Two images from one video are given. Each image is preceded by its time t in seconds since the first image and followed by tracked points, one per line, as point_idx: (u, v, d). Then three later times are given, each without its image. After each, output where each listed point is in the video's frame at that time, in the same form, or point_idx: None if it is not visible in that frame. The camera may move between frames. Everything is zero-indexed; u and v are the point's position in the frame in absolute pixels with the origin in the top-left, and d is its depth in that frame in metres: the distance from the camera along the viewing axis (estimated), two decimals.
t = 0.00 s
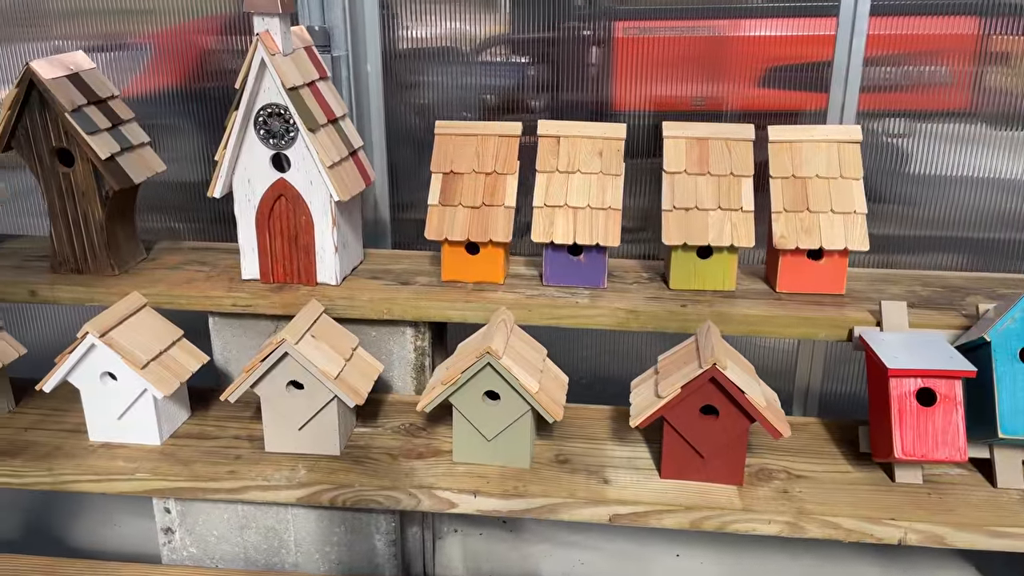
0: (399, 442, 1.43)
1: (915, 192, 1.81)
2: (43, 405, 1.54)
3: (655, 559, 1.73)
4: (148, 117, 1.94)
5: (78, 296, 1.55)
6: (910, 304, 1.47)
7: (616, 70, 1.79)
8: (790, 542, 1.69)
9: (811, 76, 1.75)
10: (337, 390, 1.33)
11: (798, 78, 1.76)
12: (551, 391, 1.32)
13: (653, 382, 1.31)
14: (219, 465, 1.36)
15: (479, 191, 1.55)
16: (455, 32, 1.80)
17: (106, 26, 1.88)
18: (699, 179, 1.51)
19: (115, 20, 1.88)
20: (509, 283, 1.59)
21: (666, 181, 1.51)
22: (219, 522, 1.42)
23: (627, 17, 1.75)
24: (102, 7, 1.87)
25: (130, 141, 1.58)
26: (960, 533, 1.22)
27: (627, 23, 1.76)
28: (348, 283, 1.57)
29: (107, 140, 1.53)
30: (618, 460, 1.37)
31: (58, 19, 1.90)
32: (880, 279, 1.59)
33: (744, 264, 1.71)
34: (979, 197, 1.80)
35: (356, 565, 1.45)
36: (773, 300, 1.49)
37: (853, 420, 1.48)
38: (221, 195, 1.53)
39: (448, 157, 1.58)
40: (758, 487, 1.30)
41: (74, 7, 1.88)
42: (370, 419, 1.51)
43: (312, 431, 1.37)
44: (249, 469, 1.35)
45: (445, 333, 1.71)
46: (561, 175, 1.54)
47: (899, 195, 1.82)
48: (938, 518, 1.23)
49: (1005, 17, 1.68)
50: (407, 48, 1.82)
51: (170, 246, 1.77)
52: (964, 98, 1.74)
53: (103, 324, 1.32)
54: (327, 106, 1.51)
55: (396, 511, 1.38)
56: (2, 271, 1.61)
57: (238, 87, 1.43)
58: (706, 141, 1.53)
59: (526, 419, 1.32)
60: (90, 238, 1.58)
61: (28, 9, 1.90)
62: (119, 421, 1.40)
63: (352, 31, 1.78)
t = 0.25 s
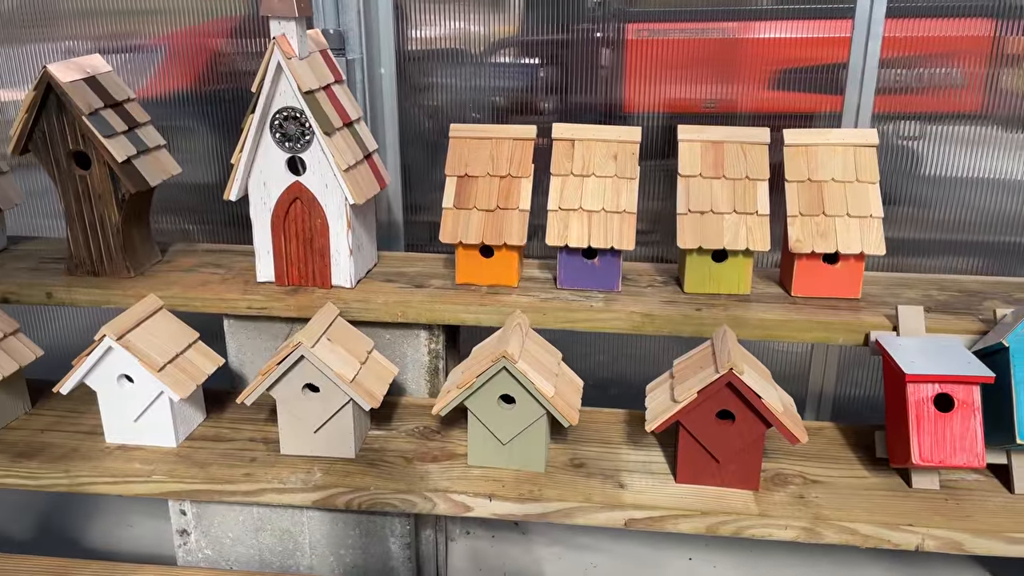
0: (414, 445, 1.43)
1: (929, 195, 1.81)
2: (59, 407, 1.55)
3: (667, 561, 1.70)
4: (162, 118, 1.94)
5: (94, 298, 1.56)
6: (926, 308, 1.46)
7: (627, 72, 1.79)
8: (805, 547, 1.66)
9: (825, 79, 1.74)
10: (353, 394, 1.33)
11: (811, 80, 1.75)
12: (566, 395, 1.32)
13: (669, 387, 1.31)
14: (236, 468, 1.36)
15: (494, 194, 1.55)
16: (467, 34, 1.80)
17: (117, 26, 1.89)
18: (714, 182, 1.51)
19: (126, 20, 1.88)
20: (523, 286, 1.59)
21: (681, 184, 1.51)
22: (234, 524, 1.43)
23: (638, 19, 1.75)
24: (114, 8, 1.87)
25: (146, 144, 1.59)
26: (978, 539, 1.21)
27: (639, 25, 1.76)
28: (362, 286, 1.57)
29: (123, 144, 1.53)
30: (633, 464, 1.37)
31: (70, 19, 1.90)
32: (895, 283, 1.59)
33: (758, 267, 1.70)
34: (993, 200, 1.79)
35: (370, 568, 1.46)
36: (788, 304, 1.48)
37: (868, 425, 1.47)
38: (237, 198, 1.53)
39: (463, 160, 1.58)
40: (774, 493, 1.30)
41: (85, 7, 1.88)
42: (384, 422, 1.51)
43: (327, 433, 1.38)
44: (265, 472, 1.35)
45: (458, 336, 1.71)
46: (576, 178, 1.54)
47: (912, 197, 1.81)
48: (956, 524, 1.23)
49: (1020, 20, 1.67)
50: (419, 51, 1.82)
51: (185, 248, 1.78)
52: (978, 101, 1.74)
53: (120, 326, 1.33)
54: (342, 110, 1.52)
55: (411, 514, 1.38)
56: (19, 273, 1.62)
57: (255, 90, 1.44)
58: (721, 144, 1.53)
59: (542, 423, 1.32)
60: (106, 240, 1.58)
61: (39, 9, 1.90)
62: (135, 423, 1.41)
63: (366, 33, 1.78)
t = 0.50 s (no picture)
0: (428, 451, 1.43)
1: (942, 199, 1.80)
2: (74, 411, 1.55)
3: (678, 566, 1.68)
4: (176, 120, 1.95)
5: (109, 303, 1.56)
6: (942, 314, 1.46)
7: (639, 76, 1.79)
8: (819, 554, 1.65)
9: (838, 82, 1.74)
10: (368, 399, 1.33)
11: (823, 83, 1.75)
12: (581, 401, 1.31)
13: (684, 393, 1.30)
14: (251, 473, 1.37)
15: (508, 200, 1.55)
16: (478, 37, 1.80)
17: (127, 26, 1.90)
18: (728, 188, 1.50)
19: (136, 19, 1.89)
20: (537, 291, 1.59)
21: (695, 190, 1.51)
22: (249, 529, 1.43)
23: (650, 22, 1.75)
24: (124, 8, 1.88)
25: (161, 149, 1.59)
26: (995, 547, 1.21)
27: (651, 28, 1.75)
28: (376, 291, 1.57)
29: (139, 149, 1.54)
30: (648, 471, 1.37)
31: (80, 18, 1.91)
32: (910, 288, 1.58)
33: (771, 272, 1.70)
34: (1007, 204, 1.79)
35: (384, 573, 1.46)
36: (803, 311, 1.48)
37: (883, 432, 1.47)
38: (251, 203, 1.54)
39: (477, 165, 1.58)
40: (790, 500, 1.29)
41: (95, 7, 1.89)
42: (399, 426, 1.51)
43: (342, 439, 1.38)
44: (281, 477, 1.36)
45: (470, 341, 1.71)
46: (590, 183, 1.54)
47: (925, 201, 1.81)
48: (973, 532, 1.22)
49: None
50: (431, 54, 1.82)
51: (199, 252, 1.78)
52: (992, 104, 1.73)
53: (137, 332, 1.34)
54: (357, 115, 1.52)
55: (425, 519, 1.38)
56: (35, 277, 1.63)
57: (271, 96, 1.44)
58: (735, 149, 1.53)
59: (557, 429, 1.32)
60: (122, 245, 1.59)
61: (47, 7, 1.91)
62: (151, 428, 1.41)
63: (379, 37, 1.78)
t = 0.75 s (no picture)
0: (443, 457, 1.43)
1: (955, 204, 1.80)
2: (90, 416, 1.56)
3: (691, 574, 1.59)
4: (190, 123, 1.95)
5: (125, 308, 1.57)
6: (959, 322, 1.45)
7: (651, 80, 1.79)
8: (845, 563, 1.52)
9: (850, 86, 1.74)
10: (384, 406, 1.33)
11: (835, 87, 1.75)
12: (597, 409, 1.31)
13: (701, 402, 1.30)
14: (268, 479, 1.37)
15: (523, 206, 1.55)
16: (490, 41, 1.80)
17: (136, 25, 1.90)
18: (744, 195, 1.50)
19: (145, 19, 1.89)
20: (552, 298, 1.59)
21: (711, 197, 1.51)
22: (265, 534, 1.44)
23: (661, 26, 1.75)
24: (132, 8, 1.89)
25: (177, 155, 1.60)
26: (1014, 557, 1.20)
27: (662, 32, 1.75)
28: (391, 297, 1.58)
29: (155, 155, 1.54)
30: (664, 479, 1.37)
31: (89, 18, 1.91)
32: (926, 295, 1.58)
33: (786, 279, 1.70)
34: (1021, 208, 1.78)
35: None
36: (819, 318, 1.48)
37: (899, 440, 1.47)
38: (267, 209, 1.54)
39: (492, 172, 1.58)
40: (807, 509, 1.29)
41: (104, 7, 1.90)
42: (413, 433, 1.51)
43: (358, 445, 1.38)
44: (297, 483, 1.36)
45: (484, 347, 1.71)
46: (605, 190, 1.53)
47: (938, 206, 1.81)
48: (992, 542, 1.22)
49: None
50: (443, 58, 1.82)
51: (213, 257, 1.79)
52: (1005, 108, 1.73)
53: (154, 338, 1.34)
54: (372, 121, 1.53)
55: (441, 526, 1.38)
56: (50, 282, 1.64)
57: (287, 103, 1.44)
58: (751, 156, 1.53)
59: (573, 437, 1.32)
60: (138, 251, 1.59)
61: (55, 8, 1.92)
62: (168, 434, 1.42)
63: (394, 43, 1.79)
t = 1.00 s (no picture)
0: (455, 463, 1.43)
1: (965, 207, 1.80)
2: (103, 420, 1.56)
3: None
4: (200, 126, 1.96)
5: (138, 313, 1.57)
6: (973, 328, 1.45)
7: (661, 83, 1.79)
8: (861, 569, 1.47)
9: (860, 89, 1.74)
10: (398, 412, 1.33)
11: (845, 90, 1.74)
12: (611, 415, 1.31)
13: (715, 408, 1.30)
14: (281, 485, 1.37)
15: (535, 212, 1.55)
16: (499, 44, 1.80)
17: (142, 26, 1.91)
18: (757, 201, 1.50)
19: (151, 20, 1.90)
20: (563, 303, 1.59)
21: (723, 202, 1.50)
22: (277, 539, 1.44)
23: (670, 29, 1.75)
24: (138, 8, 1.89)
25: (189, 160, 1.60)
26: None
27: (671, 35, 1.75)
28: (403, 302, 1.58)
29: (168, 160, 1.55)
30: (677, 485, 1.37)
31: (94, 18, 1.92)
32: (939, 301, 1.57)
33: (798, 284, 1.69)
34: None
35: None
36: (832, 324, 1.47)
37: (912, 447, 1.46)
38: (280, 215, 1.54)
39: (504, 177, 1.58)
40: (821, 516, 1.29)
41: (109, 7, 1.90)
42: (425, 437, 1.51)
43: (371, 451, 1.38)
44: (310, 489, 1.36)
45: (495, 351, 1.71)
46: (618, 195, 1.53)
47: (949, 210, 1.80)
48: (1007, 550, 1.21)
49: None
50: (452, 61, 1.82)
51: (224, 262, 1.79)
52: (1015, 111, 1.72)
53: (168, 344, 1.34)
54: (385, 127, 1.53)
55: (454, 532, 1.38)
56: (63, 286, 1.64)
57: (300, 108, 1.45)
58: (764, 162, 1.52)
59: (587, 443, 1.32)
60: (150, 255, 1.60)
61: (60, 9, 1.92)
62: (181, 439, 1.42)
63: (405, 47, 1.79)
